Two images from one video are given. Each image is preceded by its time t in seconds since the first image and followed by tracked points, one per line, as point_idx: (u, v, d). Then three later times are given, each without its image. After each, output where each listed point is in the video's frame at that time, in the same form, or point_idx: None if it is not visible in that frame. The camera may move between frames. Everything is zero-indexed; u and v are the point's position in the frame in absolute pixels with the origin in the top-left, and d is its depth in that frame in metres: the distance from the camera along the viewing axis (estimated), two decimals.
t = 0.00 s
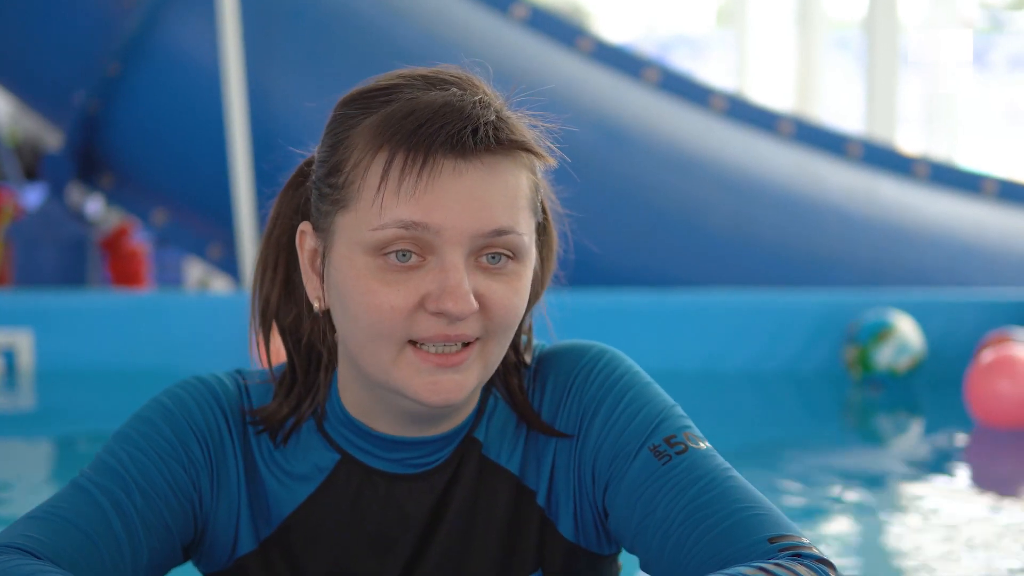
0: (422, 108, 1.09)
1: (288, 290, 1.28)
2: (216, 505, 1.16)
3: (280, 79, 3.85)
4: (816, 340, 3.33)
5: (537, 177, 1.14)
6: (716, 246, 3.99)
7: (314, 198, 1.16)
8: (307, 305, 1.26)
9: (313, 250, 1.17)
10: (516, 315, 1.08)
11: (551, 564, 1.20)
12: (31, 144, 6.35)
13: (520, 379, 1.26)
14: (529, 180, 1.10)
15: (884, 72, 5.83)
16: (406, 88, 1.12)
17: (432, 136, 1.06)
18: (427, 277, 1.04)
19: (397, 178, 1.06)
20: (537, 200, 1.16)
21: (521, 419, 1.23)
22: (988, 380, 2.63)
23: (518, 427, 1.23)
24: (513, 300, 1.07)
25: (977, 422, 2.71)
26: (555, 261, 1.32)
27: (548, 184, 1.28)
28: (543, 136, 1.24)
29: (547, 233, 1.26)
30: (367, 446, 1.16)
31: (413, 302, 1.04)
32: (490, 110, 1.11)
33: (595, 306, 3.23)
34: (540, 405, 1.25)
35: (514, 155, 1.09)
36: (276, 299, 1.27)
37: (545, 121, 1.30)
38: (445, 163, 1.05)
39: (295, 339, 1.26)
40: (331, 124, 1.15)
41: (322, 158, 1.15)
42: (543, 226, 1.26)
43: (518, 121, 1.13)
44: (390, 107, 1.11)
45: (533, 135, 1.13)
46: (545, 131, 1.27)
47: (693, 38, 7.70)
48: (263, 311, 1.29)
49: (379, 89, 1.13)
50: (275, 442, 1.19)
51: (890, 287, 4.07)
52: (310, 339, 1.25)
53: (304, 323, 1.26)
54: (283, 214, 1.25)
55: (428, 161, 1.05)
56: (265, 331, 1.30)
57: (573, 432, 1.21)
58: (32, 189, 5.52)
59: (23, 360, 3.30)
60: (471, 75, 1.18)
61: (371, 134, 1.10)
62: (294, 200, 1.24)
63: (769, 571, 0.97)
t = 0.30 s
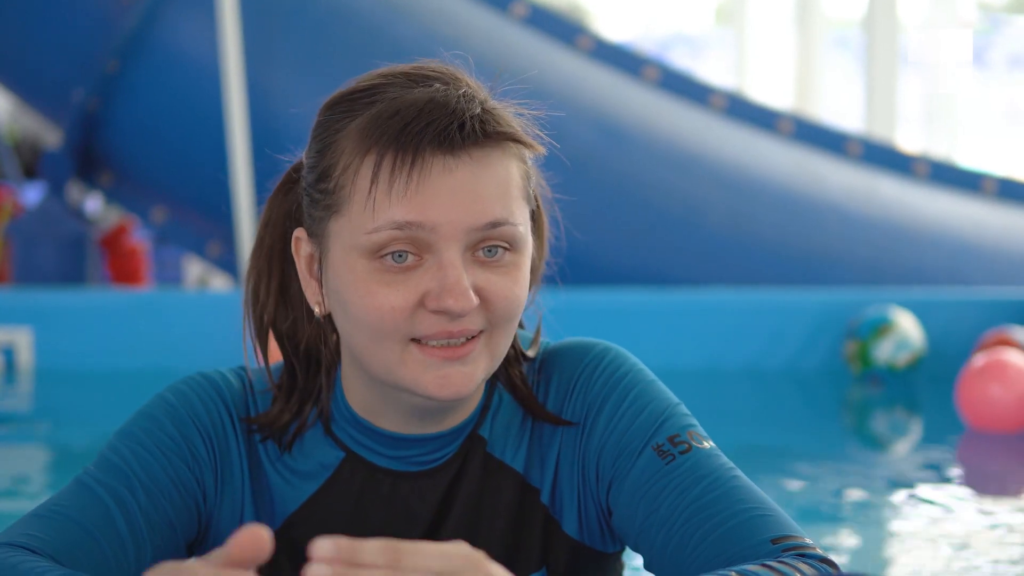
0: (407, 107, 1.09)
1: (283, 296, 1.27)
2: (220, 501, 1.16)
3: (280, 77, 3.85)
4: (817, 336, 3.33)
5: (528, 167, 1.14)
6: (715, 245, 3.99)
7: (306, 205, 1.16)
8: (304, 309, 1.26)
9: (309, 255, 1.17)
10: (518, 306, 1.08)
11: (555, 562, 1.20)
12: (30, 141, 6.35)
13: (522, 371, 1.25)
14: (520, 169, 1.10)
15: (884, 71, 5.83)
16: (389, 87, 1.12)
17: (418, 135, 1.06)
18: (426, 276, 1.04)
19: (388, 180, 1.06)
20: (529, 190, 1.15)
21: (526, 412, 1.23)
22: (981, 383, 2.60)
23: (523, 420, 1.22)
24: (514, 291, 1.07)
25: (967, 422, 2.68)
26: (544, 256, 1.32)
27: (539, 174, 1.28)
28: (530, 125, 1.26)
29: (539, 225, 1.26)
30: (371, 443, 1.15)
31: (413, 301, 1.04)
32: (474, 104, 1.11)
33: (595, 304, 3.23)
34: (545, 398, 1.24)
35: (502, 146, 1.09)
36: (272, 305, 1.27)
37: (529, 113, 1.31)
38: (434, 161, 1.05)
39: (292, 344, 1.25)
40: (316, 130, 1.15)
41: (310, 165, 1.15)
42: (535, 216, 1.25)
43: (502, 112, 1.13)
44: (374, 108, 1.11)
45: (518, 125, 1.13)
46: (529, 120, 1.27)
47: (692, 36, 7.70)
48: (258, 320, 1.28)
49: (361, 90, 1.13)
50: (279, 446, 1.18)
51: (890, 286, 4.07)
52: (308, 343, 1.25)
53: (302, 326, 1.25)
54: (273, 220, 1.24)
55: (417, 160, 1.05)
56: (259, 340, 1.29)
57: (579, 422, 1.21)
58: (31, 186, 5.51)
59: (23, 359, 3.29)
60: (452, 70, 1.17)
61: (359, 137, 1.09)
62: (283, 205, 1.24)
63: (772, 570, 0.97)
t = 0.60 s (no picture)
0: (393, 119, 1.08)
1: (280, 294, 1.27)
2: (220, 496, 1.16)
3: (278, 75, 3.84)
4: (817, 334, 3.33)
5: (519, 169, 1.12)
6: (713, 242, 3.99)
7: (297, 213, 1.16)
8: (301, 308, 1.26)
9: (302, 263, 1.16)
10: (512, 311, 1.08)
11: (553, 559, 1.19)
12: (29, 140, 6.34)
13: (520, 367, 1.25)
14: (510, 174, 1.09)
15: (882, 69, 5.83)
16: (375, 96, 1.11)
17: (406, 149, 1.05)
18: (418, 288, 1.04)
19: (376, 195, 1.05)
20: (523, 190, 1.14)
21: (524, 408, 1.23)
22: (974, 379, 2.60)
23: (521, 416, 1.23)
24: (508, 298, 1.07)
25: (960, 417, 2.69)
26: (540, 252, 1.31)
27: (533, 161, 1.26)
28: (520, 125, 1.24)
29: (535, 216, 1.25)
30: (369, 441, 1.15)
31: (406, 313, 1.04)
32: (462, 112, 1.09)
33: (594, 301, 3.23)
34: (543, 393, 1.25)
35: (491, 154, 1.08)
36: (268, 303, 1.26)
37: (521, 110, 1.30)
38: (422, 175, 1.04)
39: (290, 342, 1.25)
40: (304, 139, 1.14)
41: (300, 174, 1.14)
42: (530, 212, 1.24)
43: (491, 116, 1.11)
44: (360, 120, 1.09)
45: (507, 128, 1.12)
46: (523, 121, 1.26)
47: (690, 35, 7.69)
48: (255, 317, 1.27)
49: (347, 99, 1.12)
50: (278, 445, 1.18)
51: (888, 283, 4.07)
52: (306, 341, 1.24)
53: (299, 326, 1.25)
54: (266, 222, 1.23)
55: (404, 175, 1.04)
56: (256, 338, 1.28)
57: (576, 416, 1.21)
58: (29, 185, 5.51)
59: (21, 356, 3.29)
60: (441, 71, 1.16)
61: (347, 150, 1.09)
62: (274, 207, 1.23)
63: (768, 566, 0.97)
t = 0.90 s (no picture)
0: (389, 112, 1.08)
1: (277, 291, 1.26)
2: (218, 495, 1.16)
3: (277, 74, 3.84)
4: (816, 333, 3.32)
5: (517, 166, 1.12)
6: (712, 242, 3.99)
7: (293, 208, 1.16)
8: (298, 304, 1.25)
9: (298, 257, 1.16)
10: (508, 307, 1.07)
11: (552, 556, 1.19)
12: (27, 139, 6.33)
13: (518, 366, 1.25)
14: (507, 170, 1.09)
15: (881, 68, 5.83)
16: (373, 89, 1.11)
17: (401, 142, 1.05)
18: (412, 282, 1.04)
19: (370, 187, 1.05)
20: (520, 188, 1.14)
21: (523, 406, 1.23)
22: (968, 378, 2.60)
23: (519, 413, 1.23)
24: (503, 294, 1.06)
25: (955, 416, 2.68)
26: (541, 248, 1.31)
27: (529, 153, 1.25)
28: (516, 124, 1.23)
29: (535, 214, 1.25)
30: (366, 439, 1.15)
31: (400, 306, 1.03)
32: (458, 107, 1.09)
33: (593, 300, 3.23)
34: (542, 391, 1.25)
35: (486, 148, 1.08)
36: (266, 299, 1.26)
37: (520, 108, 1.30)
38: (416, 168, 1.04)
39: (288, 339, 1.25)
40: (301, 133, 1.14)
41: (296, 168, 1.14)
42: (529, 210, 1.24)
43: (488, 112, 1.11)
44: (357, 113, 1.10)
45: (504, 124, 1.12)
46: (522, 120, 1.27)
47: (689, 34, 7.69)
48: (253, 314, 1.27)
49: (345, 93, 1.12)
50: (275, 443, 1.18)
51: (886, 283, 4.07)
52: (302, 337, 1.24)
53: (296, 322, 1.25)
54: (264, 218, 1.23)
55: (398, 168, 1.04)
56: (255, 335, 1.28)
57: (573, 415, 1.21)
58: (28, 185, 5.50)
59: (20, 357, 3.31)
60: (439, 67, 1.16)
61: (342, 143, 1.09)
62: (272, 203, 1.23)
63: (775, 564, 0.97)
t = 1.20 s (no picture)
0: (386, 112, 1.08)
1: (278, 295, 1.27)
2: (219, 494, 1.16)
3: (278, 74, 3.84)
4: (816, 332, 3.32)
5: (516, 162, 1.12)
6: (711, 242, 3.99)
7: (294, 211, 1.16)
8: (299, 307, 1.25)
9: (300, 260, 1.16)
10: (510, 304, 1.07)
11: (554, 555, 1.19)
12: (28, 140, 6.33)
13: (520, 367, 1.25)
14: (507, 166, 1.09)
15: (882, 69, 5.84)
16: (370, 90, 1.11)
17: (399, 141, 1.05)
18: (413, 281, 1.04)
19: (369, 187, 1.05)
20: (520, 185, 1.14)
21: (524, 406, 1.23)
22: (962, 381, 2.59)
23: (521, 413, 1.23)
24: (504, 290, 1.06)
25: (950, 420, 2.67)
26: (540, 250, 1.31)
27: (527, 151, 1.24)
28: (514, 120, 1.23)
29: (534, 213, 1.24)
30: (368, 438, 1.15)
31: (403, 305, 1.03)
32: (456, 104, 1.09)
33: (593, 300, 3.23)
34: (543, 392, 1.24)
35: (485, 145, 1.07)
36: (266, 302, 1.26)
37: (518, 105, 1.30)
38: (415, 166, 1.04)
39: (289, 342, 1.25)
40: (300, 136, 1.14)
41: (295, 171, 1.14)
42: (530, 209, 1.24)
43: (486, 108, 1.11)
44: (355, 113, 1.10)
45: (502, 120, 1.12)
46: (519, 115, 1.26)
47: (689, 35, 7.69)
48: (253, 316, 1.27)
49: (342, 94, 1.12)
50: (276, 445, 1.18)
51: (887, 282, 4.07)
52: (304, 341, 1.24)
53: (298, 325, 1.25)
54: (264, 224, 1.23)
55: (397, 165, 1.04)
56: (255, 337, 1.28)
57: (575, 415, 1.21)
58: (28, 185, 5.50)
59: (20, 356, 3.30)
60: (435, 66, 1.16)
61: (340, 143, 1.09)
62: (273, 207, 1.23)
63: (770, 562, 0.96)
